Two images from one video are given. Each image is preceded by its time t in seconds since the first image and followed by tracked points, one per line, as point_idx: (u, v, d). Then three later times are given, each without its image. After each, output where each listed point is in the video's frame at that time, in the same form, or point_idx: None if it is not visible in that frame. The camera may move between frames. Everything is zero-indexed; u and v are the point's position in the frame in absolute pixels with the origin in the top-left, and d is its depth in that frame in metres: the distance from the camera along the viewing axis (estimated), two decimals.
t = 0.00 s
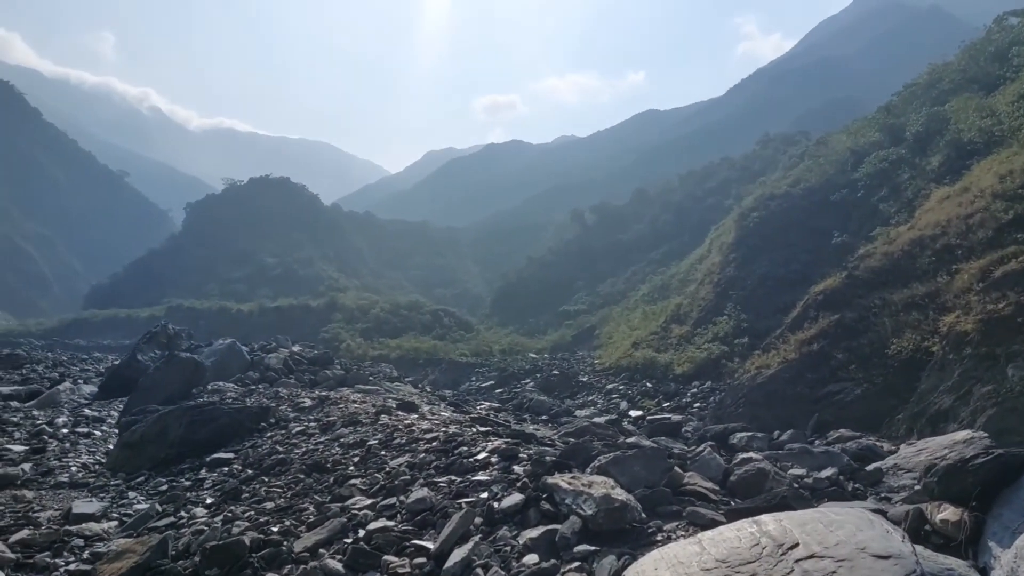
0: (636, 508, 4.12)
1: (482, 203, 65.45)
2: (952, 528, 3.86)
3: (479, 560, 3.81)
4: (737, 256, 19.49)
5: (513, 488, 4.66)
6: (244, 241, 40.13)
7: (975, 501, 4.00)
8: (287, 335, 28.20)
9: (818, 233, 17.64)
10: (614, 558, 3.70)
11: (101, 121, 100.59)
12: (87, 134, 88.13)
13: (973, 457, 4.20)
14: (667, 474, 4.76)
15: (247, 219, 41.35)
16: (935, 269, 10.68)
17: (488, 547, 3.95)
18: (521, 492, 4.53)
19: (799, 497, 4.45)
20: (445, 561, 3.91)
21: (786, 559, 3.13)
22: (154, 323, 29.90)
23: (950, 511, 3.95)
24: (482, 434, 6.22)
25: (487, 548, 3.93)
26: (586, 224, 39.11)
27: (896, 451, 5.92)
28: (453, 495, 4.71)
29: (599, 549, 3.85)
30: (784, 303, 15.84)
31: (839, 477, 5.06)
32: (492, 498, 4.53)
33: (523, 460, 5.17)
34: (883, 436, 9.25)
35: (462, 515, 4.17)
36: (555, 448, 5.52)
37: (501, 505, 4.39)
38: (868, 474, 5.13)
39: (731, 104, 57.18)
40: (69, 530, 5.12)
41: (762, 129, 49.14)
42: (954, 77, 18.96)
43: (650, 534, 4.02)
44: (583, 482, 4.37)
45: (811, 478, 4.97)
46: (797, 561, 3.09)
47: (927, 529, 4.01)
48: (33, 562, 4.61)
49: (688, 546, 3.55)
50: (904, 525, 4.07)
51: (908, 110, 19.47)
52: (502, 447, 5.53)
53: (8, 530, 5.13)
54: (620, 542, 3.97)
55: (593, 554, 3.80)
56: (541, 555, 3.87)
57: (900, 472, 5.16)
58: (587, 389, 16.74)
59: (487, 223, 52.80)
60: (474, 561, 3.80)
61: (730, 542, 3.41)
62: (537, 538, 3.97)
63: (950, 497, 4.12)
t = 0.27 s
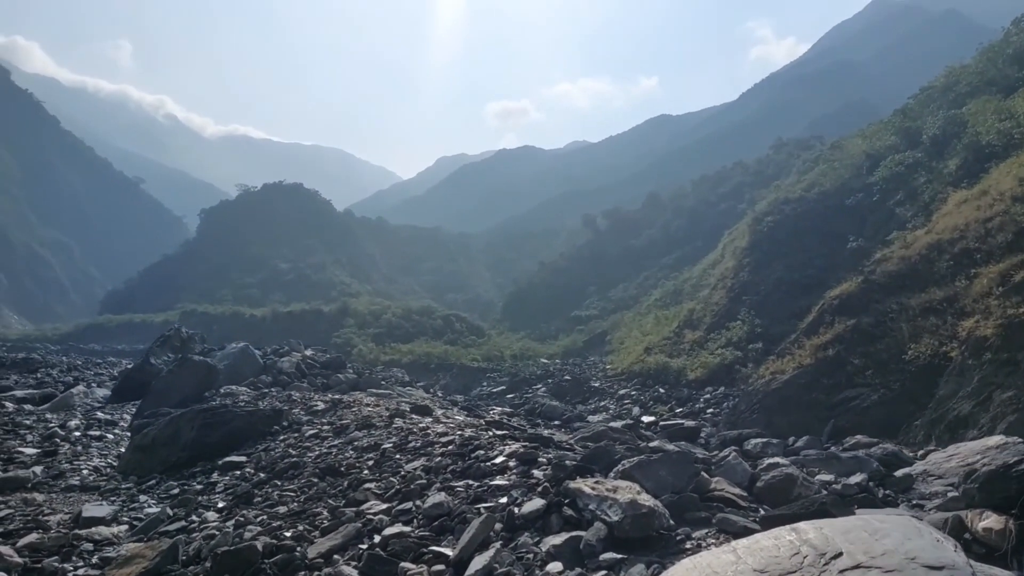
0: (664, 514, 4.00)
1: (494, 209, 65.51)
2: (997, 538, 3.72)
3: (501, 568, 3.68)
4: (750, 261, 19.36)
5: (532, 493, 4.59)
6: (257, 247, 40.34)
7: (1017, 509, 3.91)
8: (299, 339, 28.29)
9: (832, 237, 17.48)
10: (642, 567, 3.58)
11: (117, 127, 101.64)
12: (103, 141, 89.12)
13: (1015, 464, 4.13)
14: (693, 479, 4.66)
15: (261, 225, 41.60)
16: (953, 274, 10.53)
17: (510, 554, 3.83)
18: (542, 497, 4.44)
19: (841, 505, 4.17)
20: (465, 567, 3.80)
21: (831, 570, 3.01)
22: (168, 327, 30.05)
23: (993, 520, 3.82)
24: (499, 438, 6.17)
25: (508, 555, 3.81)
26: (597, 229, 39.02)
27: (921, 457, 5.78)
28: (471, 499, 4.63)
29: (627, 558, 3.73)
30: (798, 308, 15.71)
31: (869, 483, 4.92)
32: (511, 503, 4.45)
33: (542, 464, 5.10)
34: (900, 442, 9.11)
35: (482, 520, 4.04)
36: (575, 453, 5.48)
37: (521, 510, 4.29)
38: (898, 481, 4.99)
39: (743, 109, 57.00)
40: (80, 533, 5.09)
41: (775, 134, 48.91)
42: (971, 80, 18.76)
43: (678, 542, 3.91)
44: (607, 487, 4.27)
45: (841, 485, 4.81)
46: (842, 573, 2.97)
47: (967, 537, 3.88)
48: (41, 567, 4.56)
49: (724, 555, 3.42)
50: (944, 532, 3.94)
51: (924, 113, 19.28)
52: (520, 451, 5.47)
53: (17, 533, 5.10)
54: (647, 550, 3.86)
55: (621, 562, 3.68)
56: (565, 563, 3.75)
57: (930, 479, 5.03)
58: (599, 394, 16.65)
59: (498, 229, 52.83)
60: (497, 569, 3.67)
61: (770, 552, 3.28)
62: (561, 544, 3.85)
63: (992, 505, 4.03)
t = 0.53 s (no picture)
0: (685, 516, 3.91)
1: (499, 211, 65.51)
2: None
3: (516, 570, 3.55)
4: (756, 264, 19.28)
5: (544, 493, 4.52)
6: (262, 249, 40.35)
7: None
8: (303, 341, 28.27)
9: (839, 240, 17.39)
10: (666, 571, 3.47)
11: (123, 128, 101.99)
12: (110, 143, 89.46)
13: None
14: (714, 481, 4.59)
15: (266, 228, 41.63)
16: (962, 276, 10.45)
17: (526, 557, 3.70)
18: (557, 497, 4.36)
19: (874, 506, 4.02)
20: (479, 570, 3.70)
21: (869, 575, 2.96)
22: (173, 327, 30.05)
23: None
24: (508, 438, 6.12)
25: (524, 558, 3.68)
26: (602, 231, 38.95)
27: (943, 460, 5.64)
28: (483, 499, 4.57)
29: (648, 561, 3.63)
30: (804, 311, 15.63)
31: (892, 485, 4.75)
32: (524, 503, 4.39)
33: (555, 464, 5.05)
34: (909, 446, 9.03)
35: (496, 521, 3.95)
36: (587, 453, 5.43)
37: (536, 511, 4.20)
38: (922, 483, 4.83)
39: (748, 112, 56.92)
40: (79, 533, 5.03)
41: (780, 137, 48.79)
42: (978, 82, 18.66)
43: (702, 545, 3.83)
44: (626, 487, 4.18)
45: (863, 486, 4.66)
46: None
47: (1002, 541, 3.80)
48: (40, 567, 4.51)
49: (753, 559, 3.32)
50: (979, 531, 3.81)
51: (931, 115, 19.18)
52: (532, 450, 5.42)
53: (15, 532, 5.06)
54: (668, 553, 3.76)
55: (643, 566, 3.57)
56: (584, 567, 3.64)
57: (954, 480, 4.91)
58: (604, 396, 16.59)
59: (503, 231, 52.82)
60: (512, 571, 3.54)
61: (804, 554, 3.21)
62: (578, 547, 3.77)
63: None
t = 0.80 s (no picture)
0: (709, 516, 3.83)
1: (504, 212, 65.47)
2: None
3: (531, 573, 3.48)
4: (763, 265, 19.19)
5: (558, 492, 4.45)
6: (269, 249, 40.42)
7: None
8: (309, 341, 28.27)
9: (847, 240, 17.28)
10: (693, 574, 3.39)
11: (130, 128, 102.36)
12: (117, 143, 89.78)
13: None
14: (737, 479, 4.52)
15: (274, 228, 41.71)
16: (971, 277, 10.36)
17: (541, 560, 3.63)
18: (574, 497, 4.27)
19: (916, 505, 4.01)
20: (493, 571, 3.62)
21: None
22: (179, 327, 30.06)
23: None
24: (519, 435, 6.07)
25: (541, 561, 3.61)
26: (608, 232, 38.86)
27: (964, 463, 5.49)
28: (494, 499, 4.50)
29: (672, 566, 3.54)
30: (812, 312, 15.54)
31: (917, 486, 4.60)
32: (537, 503, 4.32)
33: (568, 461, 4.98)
34: (918, 447, 8.94)
35: (510, 523, 3.88)
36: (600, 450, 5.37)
37: (552, 510, 4.11)
38: (948, 484, 4.67)
39: (754, 113, 56.78)
40: (77, 531, 4.99)
41: (787, 138, 48.61)
42: (987, 82, 18.52)
43: (727, 548, 3.76)
44: (645, 486, 4.10)
45: (888, 487, 4.52)
46: None
47: None
48: (34, 566, 4.45)
49: (789, 560, 3.38)
50: None
51: (940, 115, 19.05)
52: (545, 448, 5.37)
53: (11, 531, 5.01)
54: (692, 556, 3.70)
55: (667, 569, 3.48)
56: (604, 569, 3.55)
57: (981, 484, 4.77)
58: (610, 397, 16.52)
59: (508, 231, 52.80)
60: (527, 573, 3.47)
61: (843, 554, 3.36)
62: (597, 548, 3.66)
63: None
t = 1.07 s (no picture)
0: (738, 530, 3.68)
1: (512, 211, 65.44)
2: None
3: None
4: (773, 263, 19.04)
5: (571, 501, 4.36)
6: (278, 249, 40.50)
7: None
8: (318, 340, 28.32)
9: (858, 239, 17.12)
10: None
11: (140, 128, 102.86)
12: (127, 144, 90.28)
13: None
14: (763, 489, 4.45)
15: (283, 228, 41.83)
16: (986, 276, 10.22)
17: None
18: (588, 506, 4.17)
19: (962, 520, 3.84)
20: None
21: None
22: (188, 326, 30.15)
23: None
24: (529, 438, 6.02)
25: None
26: (616, 231, 38.75)
27: (985, 466, 5.43)
28: (505, 508, 4.42)
29: None
30: (822, 311, 15.40)
31: (946, 493, 4.53)
32: (550, 512, 4.22)
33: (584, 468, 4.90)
34: (932, 448, 8.80)
35: (523, 535, 3.81)
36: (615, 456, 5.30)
37: (566, 522, 4.00)
38: (978, 492, 4.58)
39: (763, 112, 56.55)
40: (73, 539, 4.89)
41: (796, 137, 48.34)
42: (1000, 79, 18.33)
43: (757, 563, 3.65)
44: (667, 497, 3.97)
45: (916, 495, 4.46)
46: None
47: None
48: None
49: None
50: None
51: (952, 113, 18.87)
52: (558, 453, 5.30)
53: (7, 538, 4.92)
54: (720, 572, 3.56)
55: None
56: None
57: (1009, 489, 4.71)
58: (618, 397, 16.44)
59: (516, 231, 52.75)
60: None
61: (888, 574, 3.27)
62: (617, 564, 3.55)
63: None
